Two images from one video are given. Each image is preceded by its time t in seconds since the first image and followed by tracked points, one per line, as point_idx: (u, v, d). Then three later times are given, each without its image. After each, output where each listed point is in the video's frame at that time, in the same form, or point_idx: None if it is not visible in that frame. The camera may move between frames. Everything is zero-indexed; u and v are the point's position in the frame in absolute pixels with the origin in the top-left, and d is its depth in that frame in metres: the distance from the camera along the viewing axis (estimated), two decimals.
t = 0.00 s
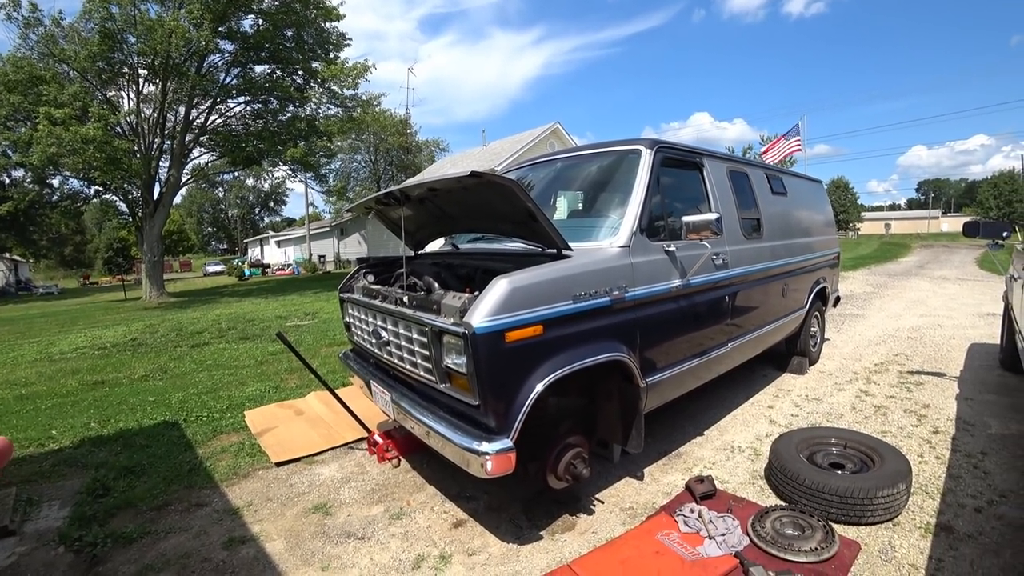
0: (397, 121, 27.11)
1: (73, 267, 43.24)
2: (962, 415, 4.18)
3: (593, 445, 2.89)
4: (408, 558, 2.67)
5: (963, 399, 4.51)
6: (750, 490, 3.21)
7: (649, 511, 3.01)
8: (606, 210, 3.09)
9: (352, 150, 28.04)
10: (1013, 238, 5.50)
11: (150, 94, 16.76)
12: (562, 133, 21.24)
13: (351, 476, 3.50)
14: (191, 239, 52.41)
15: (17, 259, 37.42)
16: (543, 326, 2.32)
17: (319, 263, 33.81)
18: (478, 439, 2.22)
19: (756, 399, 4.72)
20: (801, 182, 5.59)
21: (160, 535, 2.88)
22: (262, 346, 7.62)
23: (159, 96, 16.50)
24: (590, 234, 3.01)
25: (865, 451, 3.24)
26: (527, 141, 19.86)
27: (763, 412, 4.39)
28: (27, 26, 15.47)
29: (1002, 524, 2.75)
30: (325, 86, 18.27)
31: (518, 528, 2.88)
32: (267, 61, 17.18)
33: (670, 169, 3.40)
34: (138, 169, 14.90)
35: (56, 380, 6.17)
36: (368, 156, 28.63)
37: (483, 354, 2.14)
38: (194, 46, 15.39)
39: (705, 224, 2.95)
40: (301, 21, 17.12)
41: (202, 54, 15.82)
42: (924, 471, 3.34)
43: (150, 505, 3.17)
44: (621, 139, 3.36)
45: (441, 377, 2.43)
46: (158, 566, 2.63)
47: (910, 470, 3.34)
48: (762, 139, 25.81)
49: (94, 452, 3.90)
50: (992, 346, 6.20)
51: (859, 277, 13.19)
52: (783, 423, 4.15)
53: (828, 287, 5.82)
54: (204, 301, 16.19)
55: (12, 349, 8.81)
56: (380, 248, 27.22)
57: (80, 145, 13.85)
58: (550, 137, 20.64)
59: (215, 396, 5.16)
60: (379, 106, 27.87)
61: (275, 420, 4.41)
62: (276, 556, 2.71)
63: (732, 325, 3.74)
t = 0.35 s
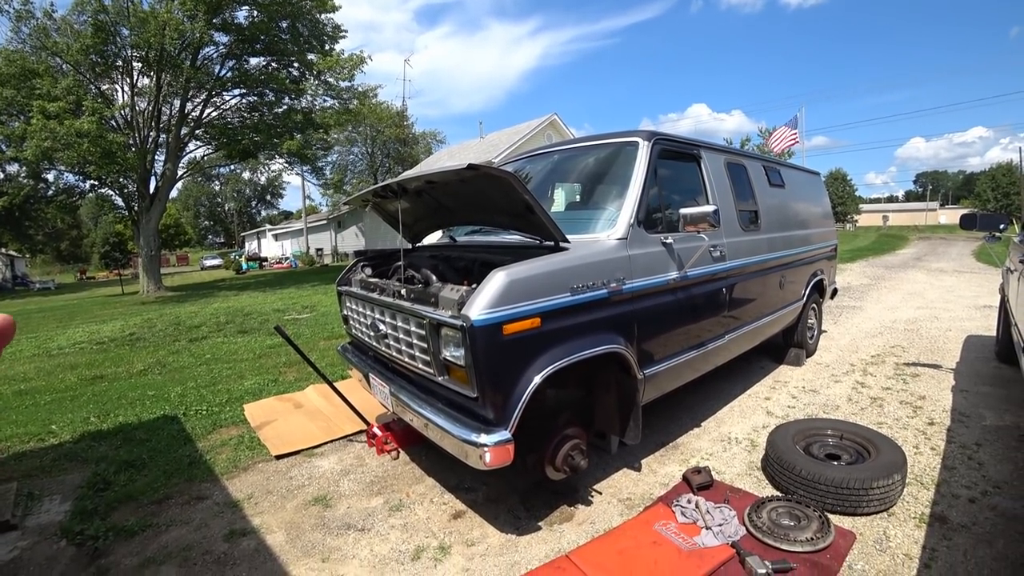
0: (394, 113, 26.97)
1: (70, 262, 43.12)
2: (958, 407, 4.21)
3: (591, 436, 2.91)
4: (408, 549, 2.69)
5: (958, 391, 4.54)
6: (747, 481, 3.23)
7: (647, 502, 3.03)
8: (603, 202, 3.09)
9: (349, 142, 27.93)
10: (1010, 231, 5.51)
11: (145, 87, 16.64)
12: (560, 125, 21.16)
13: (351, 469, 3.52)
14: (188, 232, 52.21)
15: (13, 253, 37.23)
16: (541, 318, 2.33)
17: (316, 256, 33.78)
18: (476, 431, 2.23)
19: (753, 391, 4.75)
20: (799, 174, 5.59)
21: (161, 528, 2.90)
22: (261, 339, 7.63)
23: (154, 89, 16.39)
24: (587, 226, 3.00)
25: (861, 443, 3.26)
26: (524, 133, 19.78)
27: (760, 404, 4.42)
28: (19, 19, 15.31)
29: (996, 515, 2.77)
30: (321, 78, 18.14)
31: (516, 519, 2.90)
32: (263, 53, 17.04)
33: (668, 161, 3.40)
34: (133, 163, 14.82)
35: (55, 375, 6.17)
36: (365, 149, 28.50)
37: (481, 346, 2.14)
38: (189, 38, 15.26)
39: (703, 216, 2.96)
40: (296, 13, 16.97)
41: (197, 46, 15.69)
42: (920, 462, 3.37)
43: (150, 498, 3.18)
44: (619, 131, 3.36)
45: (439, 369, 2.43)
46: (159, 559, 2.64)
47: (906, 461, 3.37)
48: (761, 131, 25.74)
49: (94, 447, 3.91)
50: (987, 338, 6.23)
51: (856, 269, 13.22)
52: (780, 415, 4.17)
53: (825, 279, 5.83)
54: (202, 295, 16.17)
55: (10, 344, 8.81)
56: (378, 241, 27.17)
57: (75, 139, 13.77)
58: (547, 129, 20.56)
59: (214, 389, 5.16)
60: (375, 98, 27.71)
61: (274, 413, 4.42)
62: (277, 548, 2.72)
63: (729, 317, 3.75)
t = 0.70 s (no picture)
0: (395, 103, 26.82)
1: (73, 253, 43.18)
2: (956, 399, 4.23)
3: (591, 426, 2.93)
4: (409, 537, 2.73)
5: (957, 384, 4.56)
6: (745, 471, 3.26)
7: (645, 491, 3.06)
8: (604, 193, 3.09)
9: (350, 133, 27.86)
10: (1012, 224, 5.49)
11: (145, 77, 16.58)
12: (562, 115, 21.04)
13: (352, 458, 3.56)
14: (189, 223, 52.19)
15: (15, 244, 37.27)
16: (541, 309, 2.34)
17: (318, 247, 33.80)
18: (477, 420, 2.25)
19: (752, 382, 4.78)
20: (801, 166, 5.57)
21: (166, 516, 2.94)
22: (263, 330, 7.66)
23: (155, 79, 16.32)
24: (587, 217, 3.01)
25: (859, 434, 3.29)
26: (526, 123, 19.69)
27: (759, 395, 4.45)
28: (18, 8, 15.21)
29: (990, 507, 2.80)
30: (321, 68, 18.08)
31: (516, 508, 2.94)
32: (263, 42, 16.92)
33: (668, 152, 3.40)
34: (133, 154, 14.79)
35: (59, 365, 6.21)
36: (366, 139, 28.37)
37: (481, 337, 2.16)
38: (189, 28, 15.16)
39: (703, 209, 2.96)
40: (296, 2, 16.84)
41: (196, 36, 15.59)
42: (916, 454, 3.40)
43: (155, 487, 3.22)
44: (620, 122, 3.35)
45: (440, 359, 2.45)
46: (165, 546, 2.68)
47: (903, 453, 3.39)
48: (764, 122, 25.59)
49: (99, 436, 3.95)
50: (988, 332, 6.24)
51: (858, 262, 13.20)
52: (779, 406, 4.20)
53: (826, 272, 5.83)
54: (203, 285, 16.20)
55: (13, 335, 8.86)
56: (379, 232, 27.18)
57: (75, 129, 13.75)
58: (549, 119, 20.45)
59: (217, 380, 5.20)
60: (376, 88, 27.55)
61: (277, 403, 4.46)
62: (280, 535, 2.77)
63: (729, 308, 3.76)
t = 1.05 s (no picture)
0: (397, 93, 26.70)
1: (76, 245, 43.30)
2: (955, 392, 4.25)
3: (592, 417, 2.96)
4: (412, 525, 2.76)
5: (957, 377, 4.57)
6: (744, 462, 3.29)
7: (645, 481, 3.09)
8: (606, 184, 3.09)
9: (351, 123, 27.77)
10: (1015, 217, 5.49)
11: (146, 68, 16.52)
12: (564, 105, 20.94)
13: (355, 447, 3.60)
14: (191, 214, 52.19)
15: (18, 236, 37.36)
16: (542, 300, 2.36)
17: (320, 239, 33.83)
18: (478, 410, 2.28)
19: (752, 373, 4.80)
20: (804, 157, 5.56)
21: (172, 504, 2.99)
22: (266, 320, 7.70)
23: (155, 70, 16.28)
24: (589, 209, 3.02)
25: (858, 426, 3.31)
26: (528, 114, 19.60)
27: (759, 386, 4.47)
28: None
29: (986, 498, 2.83)
30: (322, 58, 18.06)
31: (517, 497, 2.98)
32: (264, 32, 16.81)
33: (670, 143, 3.39)
34: (135, 146, 14.78)
35: (64, 356, 6.26)
36: (367, 129, 28.28)
37: (483, 327, 2.18)
38: (189, 18, 15.08)
39: (705, 200, 2.96)
40: None
41: (197, 27, 15.52)
42: (914, 446, 3.42)
43: (161, 476, 3.27)
44: (622, 114, 3.35)
45: (442, 349, 2.48)
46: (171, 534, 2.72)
47: (901, 445, 3.42)
48: (768, 113, 25.42)
49: (105, 426, 3.99)
50: (989, 325, 6.25)
51: (861, 254, 13.18)
52: (779, 397, 4.23)
53: (828, 264, 5.83)
54: (205, 277, 16.24)
55: (18, 326, 8.92)
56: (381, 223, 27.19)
57: (77, 121, 13.73)
58: (551, 110, 20.36)
59: (221, 370, 5.24)
60: (378, 78, 27.40)
61: (280, 393, 4.50)
62: (285, 523, 2.81)
63: (730, 300, 3.77)
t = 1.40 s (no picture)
0: (396, 80, 26.46)
1: (74, 234, 43.20)
2: (952, 381, 4.27)
3: (590, 404, 2.97)
4: (411, 510, 2.79)
5: (954, 366, 4.60)
6: (741, 449, 3.32)
7: (642, 467, 3.12)
8: (605, 172, 3.08)
9: (350, 110, 27.59)
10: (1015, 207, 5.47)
11: (142, 55, 16.38)
12: (564, 93, 20.78)
13: (355, 434, 3.62)
14: (190, 203, 51.96)
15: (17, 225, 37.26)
16: (540, 287, 2.36)
17: (319, 227, 33.76)
18: (476, 397, 2.29)
19: (751, 361, 4.82)
20: (805, 145, 5.53)
21: (174, 491, 3.02)
22: (266, 308, 7.71)
23: (152, 57, 16.13)
24: (589, 196, 3.01)
25: (854, 414, 3.33)
26: (528, 101, 19.46)
27: (757, 374, 4.50)
28: None
29: (980, 485, 2.86)
30: (321, 45, 17.94)
31: (515, 483, 3.01)
32: (261, 18, 16.61)
33: (670, 131, 3.37)
34: (132, 134, 14.68)
35: (65, 345, 6.28)
36: (366, 117, 28.07)
37: (481, 314, 2.18)
38: (185, 5, 14.91)
39: (704, 188, 2.95)
40: None
41: (194, 13, 15.35)
42: (910, 434, 3.45)
43: (163, 463, 3.29)
44: (622, 100, 3.33)
45: (440, 337, 2.48)
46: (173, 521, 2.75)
47: (897, 433, 3.45)
48: (770, 100, 25.25)
49: (106, 415, 4.02)
50: (987, 315, 6.26)
51: (861, 243, 13.17)
52: (776, 385, 4.26)
53: (827, 253, 5.83)
54: (205, 265, 16.21)
55: (18, 315, 8.94)
56: (380, 211, 27.16)
57: (73, 109, 13.63)
58: (551, 97, 20.21)
59: (221, 358, 5.26)
60: (377, 65, 27.14)
61: (280, 380, 4.52)
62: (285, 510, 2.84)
63: (729, 289, 3.77)
